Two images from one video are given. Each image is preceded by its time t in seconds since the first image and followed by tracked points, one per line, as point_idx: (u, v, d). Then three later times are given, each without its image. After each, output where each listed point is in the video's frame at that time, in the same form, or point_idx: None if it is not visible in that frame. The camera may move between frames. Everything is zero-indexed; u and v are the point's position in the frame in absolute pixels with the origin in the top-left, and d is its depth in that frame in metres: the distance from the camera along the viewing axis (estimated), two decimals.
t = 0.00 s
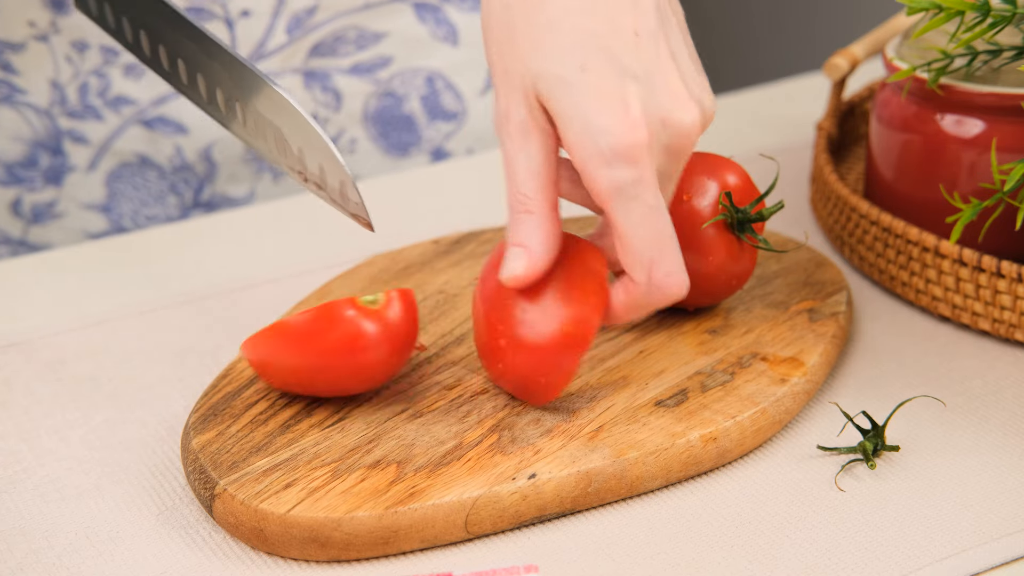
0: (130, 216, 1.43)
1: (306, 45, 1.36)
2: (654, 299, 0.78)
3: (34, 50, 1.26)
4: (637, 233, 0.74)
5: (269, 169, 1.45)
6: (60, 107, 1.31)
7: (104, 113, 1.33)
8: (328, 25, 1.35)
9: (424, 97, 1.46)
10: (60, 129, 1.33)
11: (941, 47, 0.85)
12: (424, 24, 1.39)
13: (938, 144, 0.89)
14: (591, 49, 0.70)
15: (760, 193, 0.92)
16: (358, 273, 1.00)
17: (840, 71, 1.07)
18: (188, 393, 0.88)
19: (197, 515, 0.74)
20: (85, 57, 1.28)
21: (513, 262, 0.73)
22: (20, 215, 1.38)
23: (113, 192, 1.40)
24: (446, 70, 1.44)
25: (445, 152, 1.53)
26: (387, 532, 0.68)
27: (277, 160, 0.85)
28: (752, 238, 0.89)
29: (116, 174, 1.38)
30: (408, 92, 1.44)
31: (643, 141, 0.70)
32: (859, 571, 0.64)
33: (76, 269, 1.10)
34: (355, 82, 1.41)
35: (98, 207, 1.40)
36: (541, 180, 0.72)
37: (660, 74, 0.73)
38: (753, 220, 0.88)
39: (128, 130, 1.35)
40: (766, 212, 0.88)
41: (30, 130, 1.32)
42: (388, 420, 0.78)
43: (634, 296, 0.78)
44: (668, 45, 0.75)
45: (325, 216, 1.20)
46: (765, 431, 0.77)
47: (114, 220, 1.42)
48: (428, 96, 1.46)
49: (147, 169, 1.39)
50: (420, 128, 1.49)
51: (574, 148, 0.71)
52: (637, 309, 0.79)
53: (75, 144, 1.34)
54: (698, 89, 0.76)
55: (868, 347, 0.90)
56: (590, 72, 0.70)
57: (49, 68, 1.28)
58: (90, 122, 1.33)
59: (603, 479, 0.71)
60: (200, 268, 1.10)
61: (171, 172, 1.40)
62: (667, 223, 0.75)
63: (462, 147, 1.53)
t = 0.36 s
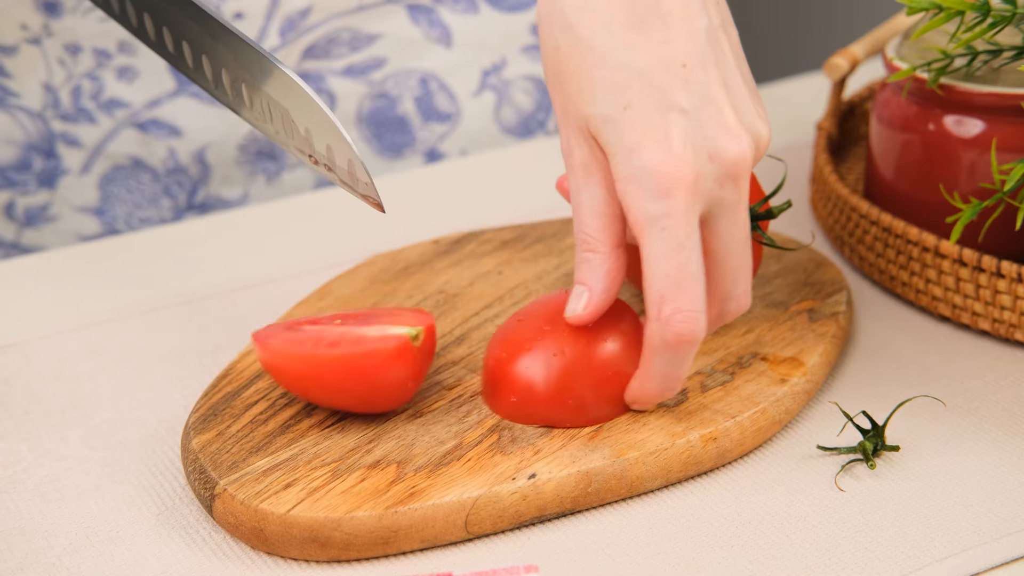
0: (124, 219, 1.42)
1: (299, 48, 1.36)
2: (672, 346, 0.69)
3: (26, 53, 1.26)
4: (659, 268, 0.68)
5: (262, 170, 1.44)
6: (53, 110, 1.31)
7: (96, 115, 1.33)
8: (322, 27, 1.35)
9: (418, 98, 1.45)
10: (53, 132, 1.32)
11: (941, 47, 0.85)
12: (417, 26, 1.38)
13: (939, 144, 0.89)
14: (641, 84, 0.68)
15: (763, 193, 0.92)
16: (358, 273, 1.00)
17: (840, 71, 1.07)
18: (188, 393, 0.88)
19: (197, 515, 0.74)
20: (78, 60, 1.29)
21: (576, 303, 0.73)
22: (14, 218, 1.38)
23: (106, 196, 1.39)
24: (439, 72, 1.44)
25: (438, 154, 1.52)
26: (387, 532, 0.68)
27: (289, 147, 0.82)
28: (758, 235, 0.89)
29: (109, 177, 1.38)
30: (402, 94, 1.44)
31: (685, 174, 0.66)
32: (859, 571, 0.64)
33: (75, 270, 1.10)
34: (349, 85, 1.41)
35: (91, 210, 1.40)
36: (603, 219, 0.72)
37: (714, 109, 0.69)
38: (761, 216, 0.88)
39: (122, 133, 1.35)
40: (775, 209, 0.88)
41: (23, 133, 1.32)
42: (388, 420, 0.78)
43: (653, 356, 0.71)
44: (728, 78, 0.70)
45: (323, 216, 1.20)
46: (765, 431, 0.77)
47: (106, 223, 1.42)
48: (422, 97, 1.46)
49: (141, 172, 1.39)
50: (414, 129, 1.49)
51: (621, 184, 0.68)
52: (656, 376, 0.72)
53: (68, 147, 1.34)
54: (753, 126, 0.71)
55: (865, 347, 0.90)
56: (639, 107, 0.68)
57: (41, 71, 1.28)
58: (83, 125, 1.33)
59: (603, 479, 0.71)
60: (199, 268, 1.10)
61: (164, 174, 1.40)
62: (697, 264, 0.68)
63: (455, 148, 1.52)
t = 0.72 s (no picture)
0: (120, 221, 1.42)
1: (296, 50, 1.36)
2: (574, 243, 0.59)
3: (21, 55, 1.26)
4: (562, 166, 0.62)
5: (259, 172, 1.44)
6: (49, 112, 1.31)
7: (92, 117, 1.33)
8: (318, 29, 1.35)
9: (414, 100, 1.45)
10: (49, 133, 1.32)
11: (941, 47, 0.85)
12: (414, 28, 1.39)
13: (939, 144, 0.89)
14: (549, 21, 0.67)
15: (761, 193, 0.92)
16: (357, 273, 1.00)
17: (840, 71, 1.07)
18: (188, 393, 0.88)
19: (197, 515, 0.74)
20: (75, 62, 1.29)
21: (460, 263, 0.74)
22: (10, 219, 1.38)
23: (103, 197, 1.39)
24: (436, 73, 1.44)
25: (435, 155, 1.51)
26: (387, 532, 0.68)
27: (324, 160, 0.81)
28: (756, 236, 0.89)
29: (105, 179, 1.38)
30: (399, 96, 1.44)
31: (582, 73, 0.63)
32: (859, 571, 0.64)
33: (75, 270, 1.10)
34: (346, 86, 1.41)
35: (87, 211, 1.40)
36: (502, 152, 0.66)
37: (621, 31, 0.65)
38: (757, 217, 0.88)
39: (118, 134, 1.35)
40: (771, 209, 0.88)
41: (18, 134, 1.32)
42: (389, 420, 0.78)
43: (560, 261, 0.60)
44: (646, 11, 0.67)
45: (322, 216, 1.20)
46: (765, 431, 0.77)
47: (102, 224, 1.42)
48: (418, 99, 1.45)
49: (137, 173, 1.39)
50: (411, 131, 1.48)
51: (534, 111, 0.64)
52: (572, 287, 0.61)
53: (64, 149, 1.34)
54: (684, 44, 0.65)
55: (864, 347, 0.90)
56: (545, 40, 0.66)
57: (37, 73, 1.28)
58: (79, 127, 1.33)
59: (603, 479, 0.71)
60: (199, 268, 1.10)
61: (161, 176, 1.40)
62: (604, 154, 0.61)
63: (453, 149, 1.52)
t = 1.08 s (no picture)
0: (129, 220, 1.41)
1: (304, 48, 1.36)
2: (541, 245, 0.71)
3: (30, 57, 1.26)
4: (535, 171, 0.72)
5: (267, 169, 1.43)
6: (58, 113, 1.30)
7: (101, 118, 1.32)
8: (326, 27, 1.35)
9: (420, 96, 1.45)
10: (58, 135, 1.32)
11: (941, 47, 0.85)
12: (420, 24, 1.38)
13: (939, 144, 0.89)
14: (530, 37, 0.80)
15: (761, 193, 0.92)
16: (358, 273, 1.00)
17: (840, 71, 1.07)
18: (188, 393, 0.88)
19: (197, 515, 0.74)
20: (82, 63, 1.28)
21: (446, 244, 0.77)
22: (18, 222, 1.37)
23: (111, 198, 1.38)
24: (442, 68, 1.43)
25: (441, 150, 1.51)
26: (387, 532, 0.68)
27: (315, 181, 0.82)
28: (756, 235, 0.89)
29: (114, 179, 1.37)
30: (404, 91, 1.43)
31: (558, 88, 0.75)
32: (859, 571, 0.64)
33: (75, 270, 1.10)
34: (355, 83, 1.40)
35: (97, 212, 1.39)
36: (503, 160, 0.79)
37: (595, 47, 0.78)
38: (758, 217, 0.88)
39: (127, 135, 1.34)
40: (770, 208, 0.88)
41: (26, 136, 1.31)
42: (388, 420, 0.78)
43: (530, 263, 0.72)
44: (624, 33, 0.81)
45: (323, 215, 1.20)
46: (765, 431, 0.77)
47: (111, 224, 1.41)
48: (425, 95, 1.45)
49: (146, 173, 1.38)
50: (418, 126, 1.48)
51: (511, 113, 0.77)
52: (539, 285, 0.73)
53: (73, 151, 1.33)
54: (653, 64, 0.78)
55: (864, 347, 0.90)
56: (526, 53, 0.79)
57: (45, 75, 1.27)
58: (87, 128, 1.32)
59: (603, 479, 0.71)
60: (199, 268, 1.10)
61: (169, 175, 1.39)
62: (569, 165, 0.72)
63: (458, 145, 1.51)
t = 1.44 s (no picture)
0: (133, 219, 1.41)
1: (308, 47, 1.35)
2: (543, 251, 0.71)
3: (34, 56, 1.25)
4: (544, 176, 0.73)
5: (271, 168, 1.43)
6: (62, 112, 1.30)
7: (106, 117, 1.31)
8: (331, 26, 1.34)
9: (423, 95, 1.44)
10: (62, 134, 1.31)
11: (941, 47, 0.85)
12: (423, 23, 1.37)
13: (939, 144, 0.89)
14: (546, 42, 0.81)
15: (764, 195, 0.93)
16: (358, 272, 1.00)
17: (840, 71, 1.07)
18: (188, 392, 0.89)
19: (197, 515, 0.74)
20: (88, 61, 1.27)
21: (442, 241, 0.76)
22: (22, 221, 1.37)
23: (116, 196, 1.39)
24: (446, 68, 1.43)
25: (444, 149, 1.50)
26: (387, 532, 0.68)
27: (377, 246, 0.80)
28: (758, 235, 0.90)
29: (118, 178, 1.37)
30: (407, 90, 1.43)
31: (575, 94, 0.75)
32: (859, 571, 0.64)
33: (75, 270, 1.10)
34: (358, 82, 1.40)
35: (100, 211, 1.39)
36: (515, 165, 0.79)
37: (612, 55, 0.79)
38: (760, 216, 0.89)
39: (131, 133, 1.33)
40: (773, 207, 0.88)
41: (30, 135, 1.30)
42: (388, 420, 0.78)
43: (531, 267, 0.73)
44: (641, 41, 0.81)
45: (323, 215, 1.20)
46: (765, 431, 0.77)
47: (116, 223, 1.41)
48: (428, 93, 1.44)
49: (150, 172, 1.38)
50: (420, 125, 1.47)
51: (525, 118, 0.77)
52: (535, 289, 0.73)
53: (78, 149, 1.33)
54: (671, 75, 0.78)
55: (864, 347, 0.90)
56: (542, 58, 0.79)
57: (50, 73, 1.27)
58: (92, 127, 1.32)
59: (603, 480, 0.71)
60: (199, 268, 1.10)
61: (174, 173, 1.39)
62: (578, 173, 0.72)
63: (462, 144, 1.51)
